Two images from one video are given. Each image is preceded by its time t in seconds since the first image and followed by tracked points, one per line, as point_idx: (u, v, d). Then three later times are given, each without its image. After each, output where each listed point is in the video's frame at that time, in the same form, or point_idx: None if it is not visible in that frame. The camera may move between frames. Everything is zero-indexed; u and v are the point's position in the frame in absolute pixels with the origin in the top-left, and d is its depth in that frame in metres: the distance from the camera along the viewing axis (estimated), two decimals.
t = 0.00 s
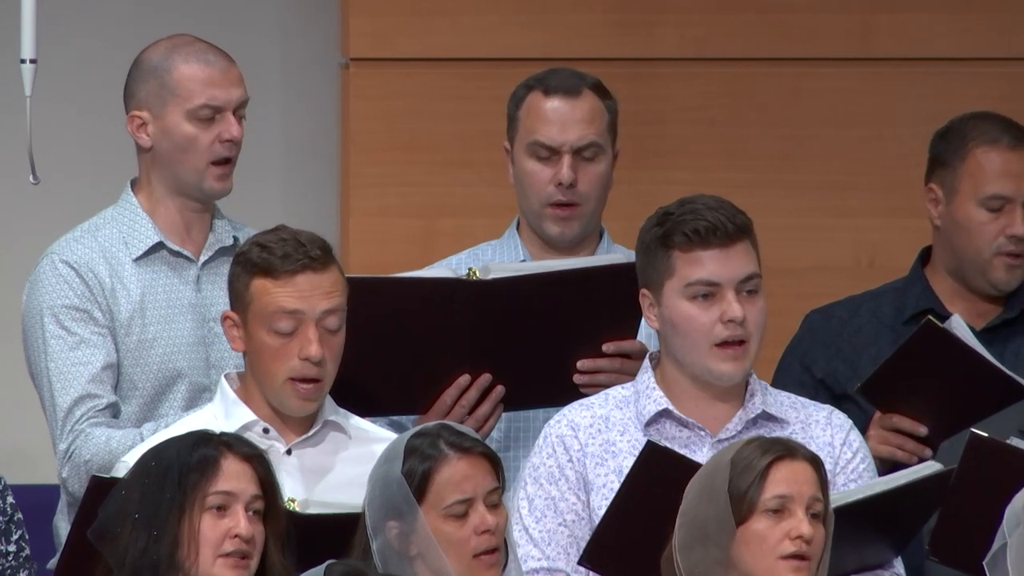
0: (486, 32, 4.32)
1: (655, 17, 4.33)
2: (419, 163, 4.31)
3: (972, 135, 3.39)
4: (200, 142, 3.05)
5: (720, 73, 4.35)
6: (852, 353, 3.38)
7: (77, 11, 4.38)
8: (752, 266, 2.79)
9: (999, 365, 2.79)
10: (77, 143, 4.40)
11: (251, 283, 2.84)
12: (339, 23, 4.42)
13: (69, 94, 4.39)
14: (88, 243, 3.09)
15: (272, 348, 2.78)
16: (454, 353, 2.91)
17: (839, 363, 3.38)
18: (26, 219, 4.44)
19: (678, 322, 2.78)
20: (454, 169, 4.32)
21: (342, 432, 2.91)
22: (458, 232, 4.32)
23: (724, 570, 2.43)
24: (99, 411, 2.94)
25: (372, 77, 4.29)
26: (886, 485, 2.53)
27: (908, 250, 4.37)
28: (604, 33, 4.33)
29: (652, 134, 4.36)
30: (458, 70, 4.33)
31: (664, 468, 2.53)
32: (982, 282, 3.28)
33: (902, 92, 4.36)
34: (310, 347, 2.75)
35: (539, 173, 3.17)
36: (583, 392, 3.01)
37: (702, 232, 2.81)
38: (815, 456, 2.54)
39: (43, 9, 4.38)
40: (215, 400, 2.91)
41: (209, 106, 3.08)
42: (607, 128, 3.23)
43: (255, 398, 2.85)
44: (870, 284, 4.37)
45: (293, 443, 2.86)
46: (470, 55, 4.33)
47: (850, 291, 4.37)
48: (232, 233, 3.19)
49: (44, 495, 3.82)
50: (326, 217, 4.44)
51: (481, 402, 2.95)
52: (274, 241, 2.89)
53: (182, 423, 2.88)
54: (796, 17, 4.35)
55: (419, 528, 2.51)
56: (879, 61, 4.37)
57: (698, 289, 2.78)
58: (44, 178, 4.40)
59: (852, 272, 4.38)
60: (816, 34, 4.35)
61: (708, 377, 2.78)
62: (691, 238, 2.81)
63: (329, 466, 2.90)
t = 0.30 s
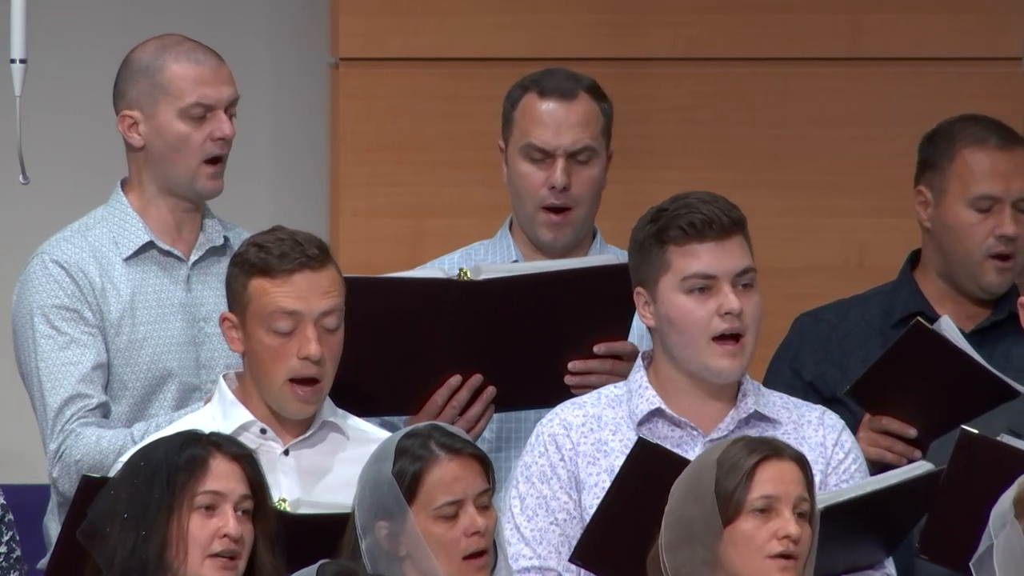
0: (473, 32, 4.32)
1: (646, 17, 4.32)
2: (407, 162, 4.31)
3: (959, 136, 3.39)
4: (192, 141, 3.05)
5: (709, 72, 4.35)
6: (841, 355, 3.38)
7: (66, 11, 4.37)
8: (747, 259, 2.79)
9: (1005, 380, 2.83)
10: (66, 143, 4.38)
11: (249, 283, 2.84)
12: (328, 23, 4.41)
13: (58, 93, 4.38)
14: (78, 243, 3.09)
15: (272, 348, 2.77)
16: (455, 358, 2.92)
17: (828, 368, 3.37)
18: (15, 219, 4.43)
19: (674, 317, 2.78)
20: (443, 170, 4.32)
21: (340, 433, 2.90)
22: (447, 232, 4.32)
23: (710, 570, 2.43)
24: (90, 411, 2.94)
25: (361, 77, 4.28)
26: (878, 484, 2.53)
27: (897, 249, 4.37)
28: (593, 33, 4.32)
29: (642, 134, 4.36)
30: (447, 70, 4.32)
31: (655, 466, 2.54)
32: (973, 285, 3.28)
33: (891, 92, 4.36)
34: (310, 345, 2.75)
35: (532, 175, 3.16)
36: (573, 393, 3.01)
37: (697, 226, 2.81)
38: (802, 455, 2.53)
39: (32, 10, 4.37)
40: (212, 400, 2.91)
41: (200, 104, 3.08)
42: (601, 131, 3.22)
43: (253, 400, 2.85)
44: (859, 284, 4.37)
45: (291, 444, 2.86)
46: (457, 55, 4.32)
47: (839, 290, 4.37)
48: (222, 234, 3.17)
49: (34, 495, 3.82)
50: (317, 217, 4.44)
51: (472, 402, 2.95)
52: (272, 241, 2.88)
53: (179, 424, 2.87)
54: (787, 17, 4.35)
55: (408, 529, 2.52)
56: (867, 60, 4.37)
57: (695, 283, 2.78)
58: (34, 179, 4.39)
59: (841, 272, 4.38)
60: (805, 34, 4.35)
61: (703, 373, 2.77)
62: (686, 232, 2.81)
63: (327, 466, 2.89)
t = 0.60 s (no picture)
0: (461, 32, 4.32)
1: (637, 18, 4.33)
2: (397, 162, 4.30)
3: (948, 136, 3.40)
4: (181, 140, 3.05)
5: (698, 72, 4.35)
6: (833, 355, 3.37)
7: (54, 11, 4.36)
8: (741, 261, 2.78)
9: (992, 371, 2.80)
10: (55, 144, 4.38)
11: (247, 281, 2.84)
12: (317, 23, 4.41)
13: (47, 94, 4.37)
14: (68, 243, 3.09)
15: (267, 347, 2.77)
16: (449, 357, 2.90)
17: (820, 368, 3.36)
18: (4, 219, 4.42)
19: (668, 318, 2.77)
20: (432, 169, 4.31)
21: (336, 433, 2.90)
22: (437, 233, 4.31)
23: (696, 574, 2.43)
24: (79, 410, 2.94)
25: (350, 77, 4.29)
26: (874, 484, 2.51)
27: (887, 249, 4.37)
28: (581, 33, 4.32)
29: (633, 134, 4.36)
30: (436, 70, 4.32)
31: (650, 465, 2.53)
32: (965, 285, 3.28)
33: (880, 92, 4.36)
34: (304, 345, 2.74)
35: (524, 176, 3.16)
36: (563, 394, 2.98)
37: (691, 227, 2.80)
38: (786, 455, 2.53)
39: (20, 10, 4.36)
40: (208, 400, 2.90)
41: (189, 103, 3.08)
42: (594, 134, 3.22)
43: (249, 400, 2.84)
44: (850, 284, 4.37)
45: (287, 445, 2.86)
46: (446, 55, 4.32)
47: (829, 291, 4.37)
48: (212, 233, 3.18)
49: (23, 495, 3.82)
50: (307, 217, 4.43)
51: (461, 403, 2.93)
52: (272, 240, 2.89)
53: (177, 423, 2.87)
54: (778, 17, 4.35)
55: (395, 529, 2.50)
56: (854, 61, 4.37)
57: (688, 284, 2.77)
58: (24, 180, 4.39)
59: (831, 272, 4.38)
60: (793, 34, 4.35)
61: (696, 374, 2.77)
62: (680, 233, 2.80)
63: (324, 467, 2.89)
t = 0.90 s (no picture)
0: (449, 32, 4.31)
1: (625, 17, 4.32)
2: (386, 163, 4.30)
3: (946, 135, 3.40)
4: (169, 139, 3.05)
5: (686, 73, 4.35)
6: (824, 355, 3.38)
7: (40, 10, 4.33)
8: (734, 270, 2.78)
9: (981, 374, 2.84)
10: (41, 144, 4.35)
11: (236, 282, 2.83)
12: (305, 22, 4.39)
13: (31, 94, 4.34)
14: (56, 243, 3.08)
15: (257, 348, 2.77)
16: (438, 364, 2.90)
17: (810, 371, 3.37)
18: None
19: (659, 325, 2.77)
20: (420, 170, 4.31)
21: (327, 434, 2.90)
22: (426, 233, 4.32)
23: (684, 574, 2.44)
24: (67, 411, 2.94)
25: (339, 77, 4.29)
26: (865, 483, 2.54)
27: (875, 249, 4.39)
28: (569, 33, 4.32)
29: (621, 134, 4.35)
30: (424, 70, 4.32)
31: (639, 463, 2.54)
32: (957, 285, 3.28)
33: (867, 92, 4.37)
34: (294, 346, 2.74)
35: (511, 178, 3.15)
36: (550, 397, 2.98)
37: (685, 235, 2.80)
38: (773, 455, 2.54)
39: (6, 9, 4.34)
40: (196, 400, 2.90)
41: (177, 102, 3.07)
42: (582, 135, 3.22)
43: (239, 399, 2.85)
44: (836, 283, 4.38)
45: (277, 445, 2.86)
46: (434, 55, 4.32)
47: (817, 291, 4.38)
48: (201, 234, 3.18)
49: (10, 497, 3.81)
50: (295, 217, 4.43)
51: (450, 405, 2.93)
52: (261, 241, 2.88)
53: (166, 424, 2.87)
54: (767, 17, 4.35)
55: (383, 530, 2.51)
56: (841, 61, 4.38)
57: (681, 292, 2.77)
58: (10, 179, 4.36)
59: (819, 272, 4.39)
60: (781, 35, 4.36)
61: (685, 381, 2.77)
62: (674, 242, 2.80)
63: (314, 468, 2.88)
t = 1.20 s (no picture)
0: (437, 31, 4.31)
1: (614, 17, 4.33)
2: (373, 162, 4.30)
3: (952, 126, 3.40)
4: (157, 137, 3.05)
5: (675, 73, 4.35)
6: (816, 359, 3.38)
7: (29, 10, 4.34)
8: (723, 277, 2.78)
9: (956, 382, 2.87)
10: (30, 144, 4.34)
11: (221, 281, 2.84)
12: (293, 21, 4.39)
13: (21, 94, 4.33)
14: (46, 243, 3.09)
15: (242, 346, 2.77)
16: (427, 364, 2.90)
17: (802, 375, 3.37)
18: None
19: (647, 331, 2.77)
20: (409, 169, 4.31)
21: (313, 433, 2.90)
22: (415, 233, 4.31)
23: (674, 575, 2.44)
24: (56, 411, 2.93)
25: (328, 77, 4.30)
26: (851, 480, 2.57)
27: (864, 249, 4.38)
28: (557, 34, 4.33)
29: (610, 133, 4.35)
30: (412, 70, 4.32)
31: (625, 460, 2.55)
32: (950, 275, 3.30)
33: (855, 92, 4.37)
34: (279, 343, 2.74)
35: (498, 180, 3.15)
36: (539, 399, 2.98)
37: (675, 242, 2.79)
38: (760, 454, 2.54)
39: None
40: (182, 400, 2.90)
41: (163, 99, 3.08)
42: (568, 137, 3.22)
43: (225, 399, 2.85)
44: (825, 283, 4.38)
45: (263, 445, 2.86)
46: (423, 55, 4.32)
47: (807, 290, 4.38)
48: (191, 234, 3.18)
49: None
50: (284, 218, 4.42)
51: (438, 407, 2.93)
52: (245, 239, 2.89)
53: (152, 424, 2.87)
54: (756, 16, 4.35)
55: (372, 530, 2.53)
56: (830, 61, 4.39)
57: (670, 300, 2.77)
58: None
59: (808, 272, 4.39)
60: (769, 34, 4.36)
61: (673, 386, 2.77)
62: (663, 249, 2.79)
63: (299, 468, 2.88)
